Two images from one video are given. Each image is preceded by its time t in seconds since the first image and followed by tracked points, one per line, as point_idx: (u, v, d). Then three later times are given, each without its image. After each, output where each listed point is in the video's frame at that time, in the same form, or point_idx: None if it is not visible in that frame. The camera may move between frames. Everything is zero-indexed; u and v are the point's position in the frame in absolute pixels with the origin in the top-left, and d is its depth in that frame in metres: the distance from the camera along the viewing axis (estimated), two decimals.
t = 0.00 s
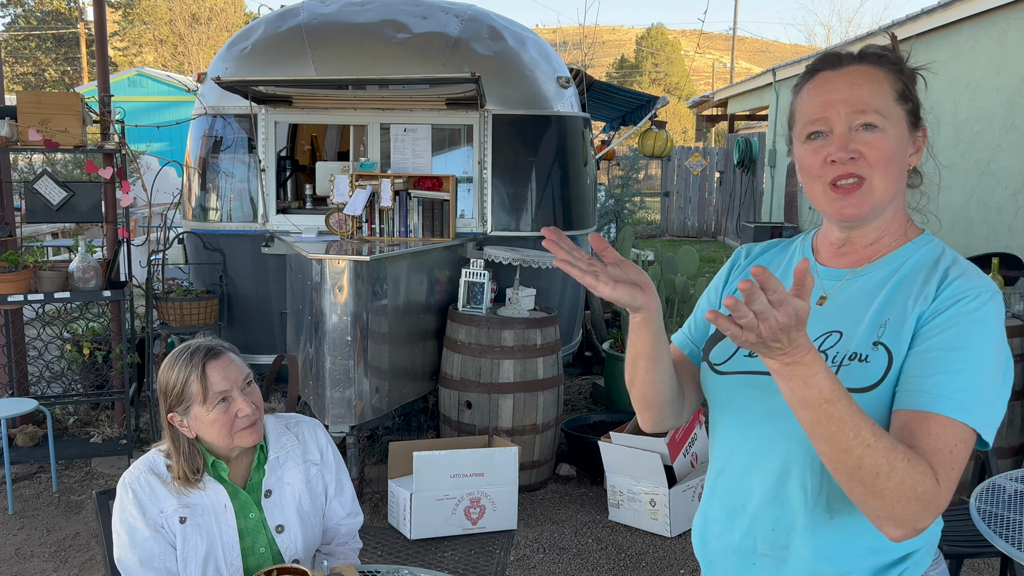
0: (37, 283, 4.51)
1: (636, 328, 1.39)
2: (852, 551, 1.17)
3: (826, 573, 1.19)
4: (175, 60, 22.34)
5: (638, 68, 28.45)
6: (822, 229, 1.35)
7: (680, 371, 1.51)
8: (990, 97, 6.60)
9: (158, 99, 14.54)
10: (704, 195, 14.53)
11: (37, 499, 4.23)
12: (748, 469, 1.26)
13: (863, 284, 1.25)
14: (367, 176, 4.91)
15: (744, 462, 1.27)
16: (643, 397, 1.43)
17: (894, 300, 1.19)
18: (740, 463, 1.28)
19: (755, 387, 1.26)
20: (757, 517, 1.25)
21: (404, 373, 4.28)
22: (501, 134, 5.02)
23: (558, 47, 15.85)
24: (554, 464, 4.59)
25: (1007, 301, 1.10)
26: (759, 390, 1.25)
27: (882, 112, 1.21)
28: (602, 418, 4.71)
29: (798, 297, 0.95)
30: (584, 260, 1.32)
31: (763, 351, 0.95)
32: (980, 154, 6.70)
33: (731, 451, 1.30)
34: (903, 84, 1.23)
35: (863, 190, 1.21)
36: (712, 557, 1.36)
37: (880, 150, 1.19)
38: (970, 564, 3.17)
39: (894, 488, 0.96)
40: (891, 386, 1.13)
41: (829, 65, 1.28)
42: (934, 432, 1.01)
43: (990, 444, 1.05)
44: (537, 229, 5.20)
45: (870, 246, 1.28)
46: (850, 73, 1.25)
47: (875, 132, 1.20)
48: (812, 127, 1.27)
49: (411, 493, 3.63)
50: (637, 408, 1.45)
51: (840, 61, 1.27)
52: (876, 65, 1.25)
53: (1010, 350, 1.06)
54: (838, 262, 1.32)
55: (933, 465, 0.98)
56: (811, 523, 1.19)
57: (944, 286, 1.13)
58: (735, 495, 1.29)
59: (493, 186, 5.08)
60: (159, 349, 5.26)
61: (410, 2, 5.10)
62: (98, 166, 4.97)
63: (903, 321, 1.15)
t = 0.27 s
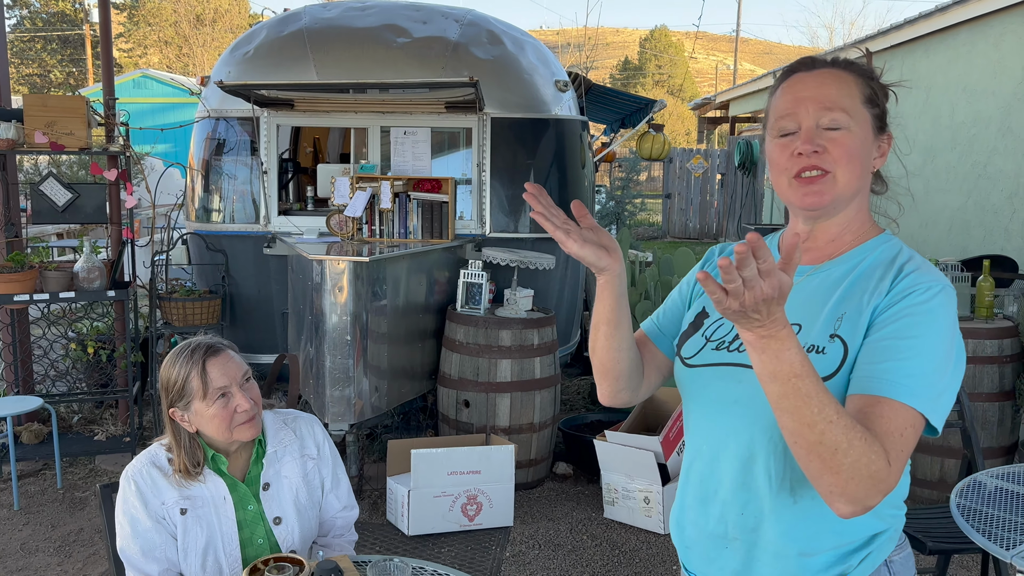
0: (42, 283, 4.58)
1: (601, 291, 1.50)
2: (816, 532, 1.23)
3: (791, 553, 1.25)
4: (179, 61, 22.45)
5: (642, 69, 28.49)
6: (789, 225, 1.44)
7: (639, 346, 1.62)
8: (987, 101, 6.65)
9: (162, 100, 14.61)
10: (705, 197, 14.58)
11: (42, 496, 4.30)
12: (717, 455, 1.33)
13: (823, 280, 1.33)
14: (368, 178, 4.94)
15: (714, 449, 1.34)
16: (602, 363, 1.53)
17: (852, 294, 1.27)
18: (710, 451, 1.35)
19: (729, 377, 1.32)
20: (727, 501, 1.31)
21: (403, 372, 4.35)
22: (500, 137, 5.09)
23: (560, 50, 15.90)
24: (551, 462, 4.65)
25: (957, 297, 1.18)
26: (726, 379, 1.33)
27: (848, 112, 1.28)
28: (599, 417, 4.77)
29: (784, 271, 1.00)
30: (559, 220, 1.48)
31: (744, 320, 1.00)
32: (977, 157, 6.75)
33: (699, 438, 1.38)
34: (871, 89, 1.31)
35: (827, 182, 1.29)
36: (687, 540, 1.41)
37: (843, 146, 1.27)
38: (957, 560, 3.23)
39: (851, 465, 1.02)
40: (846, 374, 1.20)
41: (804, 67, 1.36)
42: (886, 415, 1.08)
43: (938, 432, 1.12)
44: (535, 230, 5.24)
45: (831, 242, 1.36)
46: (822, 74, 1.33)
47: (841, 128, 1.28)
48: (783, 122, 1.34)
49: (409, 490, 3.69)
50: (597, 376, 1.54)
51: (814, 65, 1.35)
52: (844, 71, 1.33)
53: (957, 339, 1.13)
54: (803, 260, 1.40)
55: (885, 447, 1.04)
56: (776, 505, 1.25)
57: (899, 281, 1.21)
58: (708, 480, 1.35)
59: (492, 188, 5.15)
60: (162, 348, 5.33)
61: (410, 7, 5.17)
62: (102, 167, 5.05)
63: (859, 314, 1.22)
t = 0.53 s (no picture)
0: (45, 283, 4.64)
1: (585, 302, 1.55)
2: (783, 519, 1.28)
3: (760, 539, 1.30)
4: (183, 63, 22.55)
5: (644, 72, 28.52)
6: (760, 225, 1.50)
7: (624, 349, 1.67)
8: (983, 103, 6.69)
9: (165, 102, 14.69)
10: (706, 200, 14.62)
11: (45, 493, 4.35)
12: (690, 448, 1.38)
13: (792, 278, 1.39)
14: (367, 180, 5.04)
15: (687, 442, 1.39)
16: (590, 368, 1.59)
17: (819, 292, 1.32)
18: (683, 443, 1.40)
19: (693, 373, 1.39)
20: (699, 490, 1.36)
21: (402, 371, 4.40)
22: (498, 140, 5.15)
23: (562, 52, 15.97)
24: (548, 461, 4.69)
25: (920, 296, 1.24)
26: (697, 373, 1.39)
27: (814, 114, 1.35)
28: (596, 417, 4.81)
29: (722, 290, 1.07)
30: (539, 239, 1.50)
31: (694, 334, 1.07)
32: (974, 159, 6.79)
33: (678, 429, 1.41)
34: (838, 92, 1.38)
35: (793, 182, 1.36)
36: (662, 528, 1.46)
37: (808, 146, 1.34)
38: (947, 557, 3.26)
39: (809, 462, 1.09)
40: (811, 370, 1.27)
41: (774, 73, 1.43)
42: (848, 412, 1.14)
43: (901, 424, 1.19)
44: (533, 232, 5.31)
45: (800, 241, 1.42)
46: (790, 79, 1.40)
47: (806, 131, 1.35)
48: (752, 125, 1.41)
49: (406, 487, 3.74)
50: (585, 379, 1.61)
51: (783, 71, 1.42)
52: (811, 76, 1.40)
53: (917, 336, 1.19)
54: (775, 258, 1.45)
55: (844, 444, 1.11)
56: (745, 494, 1.30)
57: (863, 280, 1.27)
58: (681, 470, 1.39)
59: (490, 190, 5.21)
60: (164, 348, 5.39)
61: (410, 11, 5.24)
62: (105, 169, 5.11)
63: (824, 313, 1.28)
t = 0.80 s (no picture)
0: (49, 285, 4.70)
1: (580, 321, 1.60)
2: (753, 508, 1.36)
3: (731, 527, 1.37)
4: (185, 67, 22.68)
5: (646, 75, 28.59)
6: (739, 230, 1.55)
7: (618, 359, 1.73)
8: (980, 106, 6.73)
9: (168, 106, 14.78)
10: (707, 203, 14.66)
11: (49, 492, 4.41)
12: (667, 439, 1.46)
13: (769, 277, 1.44)
14: (366, 183, 5.11)
15: (665, 433, 1.47)
16: (587, 382, 1.65)
17: (794, 292, 1.38)
18: (661, 435, 1.48)
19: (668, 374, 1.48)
20: (674, 479, 1.44)
21: (401, 372, 4.46)
22: (497, 144, 5.20)
23: (563, 56, 16.03)
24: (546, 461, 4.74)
25: (891, 298, 1.30)
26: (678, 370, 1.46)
27: (787, 126, 1.41)
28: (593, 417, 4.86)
29: (672, 313, 1.15)
30: (535, 269, 1.47)
31: (654, 352, 1.16)
32: (971, 162, 6.83)
33: (654, 421, 1.51)
34: (809, 102, 1.44)
35: (771, 193, 1.42)
36: (640, 518, 1.53)
37: (783, 157, 1.40)
38: (936, 555, 3.31)
39: (774, 459, 1.17)
40: (785, 366, 1.32)
41: (747, 86, 1.49)
42: (822, 412, 1.21)
43: (875, 420, 1.26)
44: (531, 234, 5.37)
45: (779, 245, 1.47)
46: (763, 91, 1.46)
47: (780, 142, 1.40)
48: (729, 139, 1.46)
49: (405, 486, 3.78)
50: (582, 392, 1.67)
51: (755, 84, 1.48)
52: (784, 87, 1.45)
53: (889, 338, 1.25)
54: (753, 259, 1.51)
55: (814, 442, 1.19)
56: (718, 485, 1.38)
57: (837, 282, 1.32)
58: (659, 460, 1.48)
59: (488, 193, 5.26)
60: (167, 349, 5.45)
61: (409, 16, 5.30)
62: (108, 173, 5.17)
63: (799, 312, 1.34)
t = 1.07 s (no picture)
0: (55, 289, 4.75)
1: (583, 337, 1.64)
2: (742, 505, 1.42)
3: (719, 523, 1.43)
4: (188, 71, 22.76)
5: (648, 78, 28.62)
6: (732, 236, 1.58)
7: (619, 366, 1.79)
8: (980, 109, 6.76)
9: (171, 110, 14.84)
10: (709, 205, 14.68)
11: (54, 494, 4.45)
12: (659, 437, 1.53)
13: (761, 280, 1.48)
14: (370, 189, 5.15)
15: (656, 431, 1.55)
16: (592, 393, 1.70)
17: (785, 294, 1.41)
18: (655, 433, 1.55)
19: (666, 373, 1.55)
20: (666, 477, 1.50)
21: (403, 374, 4.49)
22: (498, 147, 5.24)
23: (564, 59, 16.07)
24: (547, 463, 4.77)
25: (880, 302, 1.33)
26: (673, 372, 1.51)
27: (776, 135, 1.45)
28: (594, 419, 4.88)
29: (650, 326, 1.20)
30: (542, 299, 1.47)
31: (639, 365, 1.22)
32: (971, 164, 6.86)
33: (649, 417, 1.57)
34: (797, 110, 1.48)
35: (763, 201, 1.45)
36: (633, 514, 1.59)
37: (773, 166, 1.44)
38: (933, 554, 3.34)
39: (760, 459, 1.21)
40: (775, 366, 1.36)
41: (735, 97, 1.53)
42: (812, 413, 1.25)
43: (864, 420, 1.29)
44: (532, 237, 5.41)
45: (771, 249, 1.51)
46: (751, 102, 1.50)
47: (770, 151, 1.44)
48: (720, 149, 1.51)
49: (407, 487, 3.81)
50: (587, 402, 1.72)
51: (742, 95, 1.52)
52: (772, 96, 1.50)
53: (877, 341, 1.28)
54: (745, 263, 1.54)
55: (802, 441, 1.23)
56: (708, 481, 1.44)
57: (826, 285, 1.35)
58: (651, 456, 1.54)
59: (490, 196, 5.29)
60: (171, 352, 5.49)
61: (411, 21, 5.35)
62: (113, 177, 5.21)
63: (789, 314, 1.37)
